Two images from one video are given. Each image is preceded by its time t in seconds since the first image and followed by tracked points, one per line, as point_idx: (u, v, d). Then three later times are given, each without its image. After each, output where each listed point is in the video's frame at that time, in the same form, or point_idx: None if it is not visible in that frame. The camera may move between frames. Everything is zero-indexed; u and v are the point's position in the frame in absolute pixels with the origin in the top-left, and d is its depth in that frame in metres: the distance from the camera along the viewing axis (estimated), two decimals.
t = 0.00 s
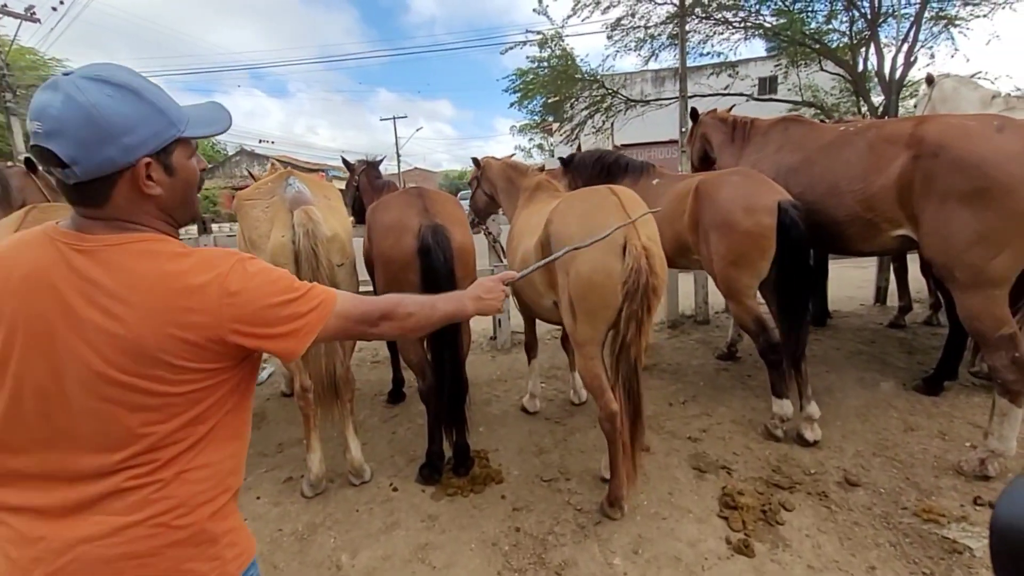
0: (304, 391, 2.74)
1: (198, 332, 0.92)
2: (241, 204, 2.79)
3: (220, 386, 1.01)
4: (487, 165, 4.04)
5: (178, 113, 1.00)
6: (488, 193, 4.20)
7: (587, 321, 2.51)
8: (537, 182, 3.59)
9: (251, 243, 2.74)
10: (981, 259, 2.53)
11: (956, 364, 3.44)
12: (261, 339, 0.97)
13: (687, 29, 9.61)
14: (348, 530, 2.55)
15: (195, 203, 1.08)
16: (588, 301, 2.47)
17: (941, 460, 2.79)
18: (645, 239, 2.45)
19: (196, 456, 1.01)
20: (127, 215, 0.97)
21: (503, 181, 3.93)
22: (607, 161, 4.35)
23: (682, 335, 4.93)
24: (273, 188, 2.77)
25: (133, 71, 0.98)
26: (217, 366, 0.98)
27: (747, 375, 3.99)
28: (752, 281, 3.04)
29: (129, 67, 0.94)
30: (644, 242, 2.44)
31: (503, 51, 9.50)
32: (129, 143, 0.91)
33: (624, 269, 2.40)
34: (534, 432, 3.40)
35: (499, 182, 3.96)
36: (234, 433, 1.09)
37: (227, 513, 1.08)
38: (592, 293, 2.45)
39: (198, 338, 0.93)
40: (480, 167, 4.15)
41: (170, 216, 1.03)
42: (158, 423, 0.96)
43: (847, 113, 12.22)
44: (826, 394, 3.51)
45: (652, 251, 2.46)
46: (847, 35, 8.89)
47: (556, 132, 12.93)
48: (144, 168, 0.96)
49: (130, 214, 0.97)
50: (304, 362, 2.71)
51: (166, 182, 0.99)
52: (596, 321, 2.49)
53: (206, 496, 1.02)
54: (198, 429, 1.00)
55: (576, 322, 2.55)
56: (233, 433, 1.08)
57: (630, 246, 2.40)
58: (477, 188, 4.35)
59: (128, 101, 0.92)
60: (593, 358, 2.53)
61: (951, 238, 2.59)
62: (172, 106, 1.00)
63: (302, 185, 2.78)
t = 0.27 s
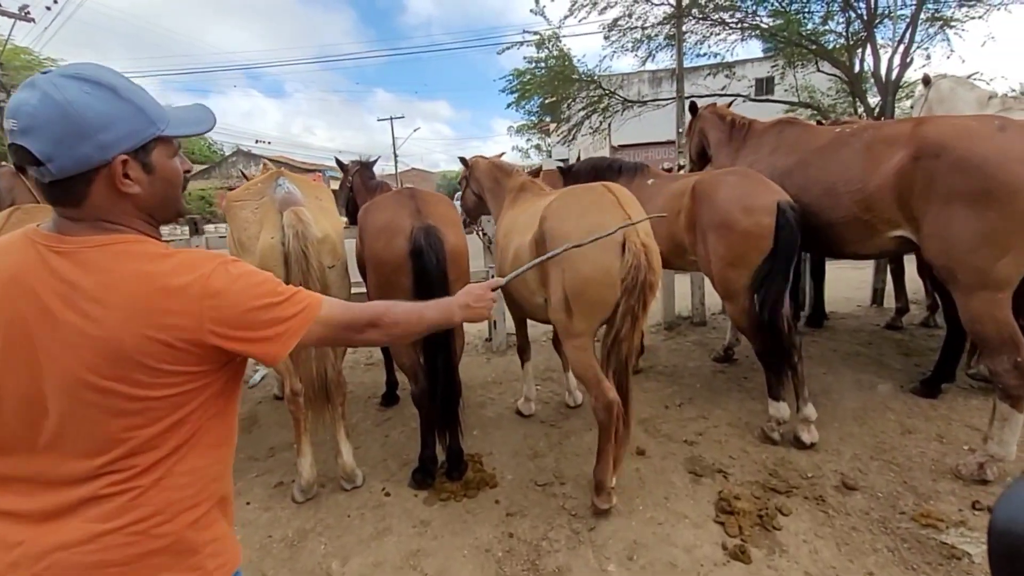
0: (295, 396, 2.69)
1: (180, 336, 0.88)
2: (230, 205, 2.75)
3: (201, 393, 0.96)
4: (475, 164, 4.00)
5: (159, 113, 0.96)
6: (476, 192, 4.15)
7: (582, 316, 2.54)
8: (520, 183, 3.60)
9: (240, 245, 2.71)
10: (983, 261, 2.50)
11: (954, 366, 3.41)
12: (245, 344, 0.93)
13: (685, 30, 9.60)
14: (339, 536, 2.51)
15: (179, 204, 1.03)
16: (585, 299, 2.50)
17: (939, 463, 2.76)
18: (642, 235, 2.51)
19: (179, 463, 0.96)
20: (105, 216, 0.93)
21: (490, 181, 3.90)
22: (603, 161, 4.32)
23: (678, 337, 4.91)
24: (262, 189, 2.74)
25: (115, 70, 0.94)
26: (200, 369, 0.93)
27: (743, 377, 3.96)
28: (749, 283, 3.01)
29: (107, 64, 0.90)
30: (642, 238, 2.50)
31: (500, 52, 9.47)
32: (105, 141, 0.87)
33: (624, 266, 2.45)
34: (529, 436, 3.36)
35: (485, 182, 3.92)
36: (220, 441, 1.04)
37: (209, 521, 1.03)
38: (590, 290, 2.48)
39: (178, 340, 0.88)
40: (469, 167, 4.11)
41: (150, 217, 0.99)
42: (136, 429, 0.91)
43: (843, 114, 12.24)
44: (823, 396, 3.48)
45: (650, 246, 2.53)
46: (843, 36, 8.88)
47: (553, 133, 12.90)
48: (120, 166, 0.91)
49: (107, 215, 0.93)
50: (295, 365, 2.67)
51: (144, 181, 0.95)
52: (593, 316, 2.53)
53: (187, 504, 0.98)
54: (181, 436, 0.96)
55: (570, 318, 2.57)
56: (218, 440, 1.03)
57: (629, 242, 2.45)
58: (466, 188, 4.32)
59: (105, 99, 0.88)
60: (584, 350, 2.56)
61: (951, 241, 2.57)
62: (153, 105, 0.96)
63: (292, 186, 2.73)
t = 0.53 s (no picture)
0: (283, 402, 2.63)
1: (104, 351, 0.85)
2: (218, 208, 2.70)
3: (137, 406, 0.93)
4: (465, 164, 3.96)
5: (71, 115, 0.92)
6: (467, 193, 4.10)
7: (576, 318, 2.56)
8: (507, 187, 3.56)
9: (227, 248, 2.65)
10: (983, 265, 2.47)
11: (951, 370, 3.39)
12: (173, 357, 0.89)
13: (680, 32, 9.59)
14: (327, 546, 2.45)
15: (103, 212, 0.99)
16: (581, 302, 2.48)
17: (936, 470, 2.73)
18: (639, 238, 2.53)
19: (112, 481, 0.94)
20: (15, 224, 0.90)
21: (478, 183, 3.84)
22: (598, 164, 4.29)
23: (673, 340, 4.87)
24: (251, 192, 2.69)
25: (23, 68, 0.90)
26: (129, 385, 0.90)
27: (739, 382, 3.92)
28: (744, 288, 2.98)
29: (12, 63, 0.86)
30: (639, 241, 2.52)
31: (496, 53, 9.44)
32: (3, 144, 0.83)
33: (623, 268, 2.47)
34: (522, 441, 3.31)
35: (474, 183, 3.87)
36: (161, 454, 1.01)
37: (152, 535, 1.00)
38: (586, 292, 2.46)
39: (104, 355, 0.85)
40: (460, 168, 4.06)
41: (67, 225, 0.95)
42: (65, 447, 0.89)
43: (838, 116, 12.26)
44: (819, 401, 3.45)
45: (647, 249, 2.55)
46: (838, 38, 8.89)
47: (549, 134, 12.87)
48: (25, 173, 0.87)
49: (17, 223, 0.90)
50: (282, 371, 2.61)
51: (55, 188, 0.91)
52: (588, 319, 2.54)
53: (123, 521, 0.95)
54: (114, 450, 0.93)
55: (564, 320, 2.58)
56: (158, 455, 1.01)
57: (627, 246, 2.47)
58: (456, 187, 4.28)
59: (6, 99, 0.84)
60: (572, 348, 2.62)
61: (949, 245, 2.55)
62: (65, 107, 0.91)
63: (280, 188, 2.66)
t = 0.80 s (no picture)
0: (275, 406, 2.59)
1: None
2: (210, 208, 2.66)
3: None
4: (461, 164, 3.93)
5: None
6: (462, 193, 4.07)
7: (570, 322, 2.54)
8: (502, 189, 3.53)
9: (218, 249, 2.60)
10: (983, 268, 2.46)
11: (949, 373, 3.37)
12: None
13: (677, 33, 9.58)
14: (319, 552, 2.42)
15: None
16: (573, 306, 2.48)
17: (935, 473, 2.71)
18: (633, 241, 2.49)
19: (2, 510, 0.93)
20: None
21: (473, 184, 3.81)
22: (596, 165, 4.27)
23: (670, 342, 4.85)
24: (242, 192, 2.65)
25: None
26: None
27: (736, 384, 3.91)
28: (742, 290, 2.96)
29: None
30: (633, 244, 2.48)
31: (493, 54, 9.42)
32: None
33: (616, 274, 2.44)
34: (518, 445, 3.28)
35: (469, 183, 3.84)
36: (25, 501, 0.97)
37: (62, 552, 1.01)
38: (577, 296, 2.46)
39: None
40: (455, 168, 4.03)
41: None
42: None
43: (834, 118, 12.28)
44: (816, 403, 3.44)
45: (641, 252, 2.51)
46: (834, 40, 8.89)
47: (546, 135, 12.85)
48: None
49: None
50: (275, 374, 2.58)
51: None
52: (580, 323, 2.54)
53: None
54: None
55: (558, 322, 2.57)
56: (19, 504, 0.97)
57: (620, 250, 2.44)
58: (451, 188, 4.24)
59: None
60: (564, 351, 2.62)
61: (950, 247, 2.53)
62: None
63: (272, 189, 2.63)
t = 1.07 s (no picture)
0: (274, 407, 2.57)
1: None
2: (207, 208, 2.64)
3: None
4: (461, 162, 3.92)
5: None
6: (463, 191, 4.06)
7: (568, 323, 2.54)
8: (504, 189, 3.52)
9: (216, 249, 2.58)
10: (984, 270, 2.46)
11: (949, 374, 3.38)
12: None
13: (675, 35, 9.59)
14: (318, 556, 2.39)
15: None
16: (571, 307, 2.49)
17: (935, 475, 2.71)
18: (630, 241, 2.48)
19: None
20: None
21: (475, 183, 3.80)
22: (596, 166, 4.27)
23: (669, 343, 4.85)
24: (240, 192, 2.63)
25: None
26: None
27: (735, 385, 3.91)
28: (744, 291, 2.95)
29: None
30: (630, 244, 2.47)
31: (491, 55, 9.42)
32: None
33: (613, 273, 2.43)
34: (518, 447, 3.27)
35: (470, 182, 3.83)
36: None
37: None
38: (575, 296, 2.46)
39: None
40: (456, 167, 4.02)
41: None
42: None
43: (830, 120, 12.32)
44: (816, 405, 3.44)
45: (638, 252, 2.49)
46: (831, 42, 8.91)
47: (544, 136, 12.84)
48: None
49: None
50: (273, 375, 2.55)
51: None
52: (578, 323, 2.54)
53: None
54: None
55: (556, 323, 2.57)
56: None
57: (617, 249, 2.43)
58: (452, 186, 4.22)
59: None
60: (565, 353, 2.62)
61: (951, 249, 2.53)
62: None
63: (270, 189, 2.62)
